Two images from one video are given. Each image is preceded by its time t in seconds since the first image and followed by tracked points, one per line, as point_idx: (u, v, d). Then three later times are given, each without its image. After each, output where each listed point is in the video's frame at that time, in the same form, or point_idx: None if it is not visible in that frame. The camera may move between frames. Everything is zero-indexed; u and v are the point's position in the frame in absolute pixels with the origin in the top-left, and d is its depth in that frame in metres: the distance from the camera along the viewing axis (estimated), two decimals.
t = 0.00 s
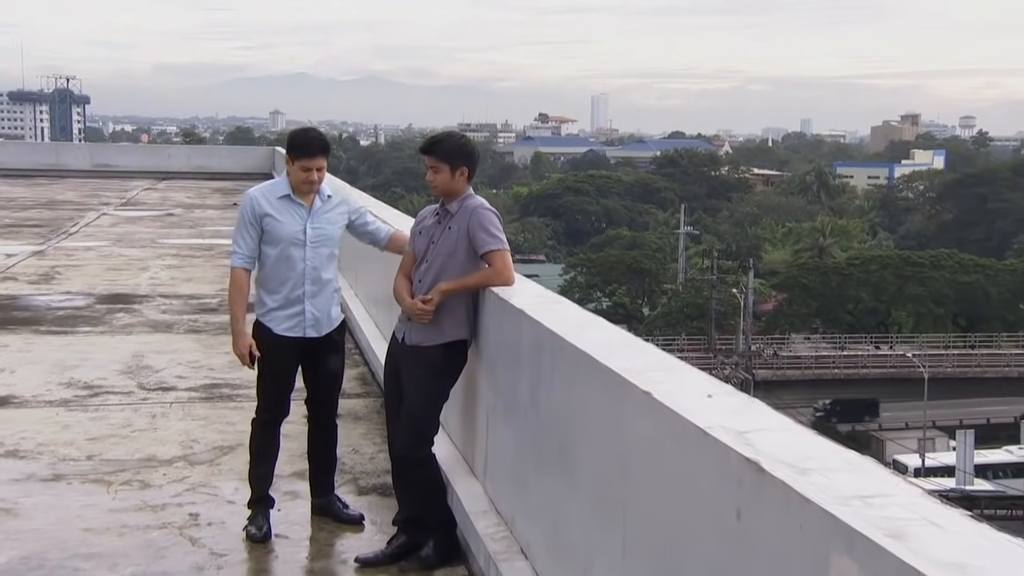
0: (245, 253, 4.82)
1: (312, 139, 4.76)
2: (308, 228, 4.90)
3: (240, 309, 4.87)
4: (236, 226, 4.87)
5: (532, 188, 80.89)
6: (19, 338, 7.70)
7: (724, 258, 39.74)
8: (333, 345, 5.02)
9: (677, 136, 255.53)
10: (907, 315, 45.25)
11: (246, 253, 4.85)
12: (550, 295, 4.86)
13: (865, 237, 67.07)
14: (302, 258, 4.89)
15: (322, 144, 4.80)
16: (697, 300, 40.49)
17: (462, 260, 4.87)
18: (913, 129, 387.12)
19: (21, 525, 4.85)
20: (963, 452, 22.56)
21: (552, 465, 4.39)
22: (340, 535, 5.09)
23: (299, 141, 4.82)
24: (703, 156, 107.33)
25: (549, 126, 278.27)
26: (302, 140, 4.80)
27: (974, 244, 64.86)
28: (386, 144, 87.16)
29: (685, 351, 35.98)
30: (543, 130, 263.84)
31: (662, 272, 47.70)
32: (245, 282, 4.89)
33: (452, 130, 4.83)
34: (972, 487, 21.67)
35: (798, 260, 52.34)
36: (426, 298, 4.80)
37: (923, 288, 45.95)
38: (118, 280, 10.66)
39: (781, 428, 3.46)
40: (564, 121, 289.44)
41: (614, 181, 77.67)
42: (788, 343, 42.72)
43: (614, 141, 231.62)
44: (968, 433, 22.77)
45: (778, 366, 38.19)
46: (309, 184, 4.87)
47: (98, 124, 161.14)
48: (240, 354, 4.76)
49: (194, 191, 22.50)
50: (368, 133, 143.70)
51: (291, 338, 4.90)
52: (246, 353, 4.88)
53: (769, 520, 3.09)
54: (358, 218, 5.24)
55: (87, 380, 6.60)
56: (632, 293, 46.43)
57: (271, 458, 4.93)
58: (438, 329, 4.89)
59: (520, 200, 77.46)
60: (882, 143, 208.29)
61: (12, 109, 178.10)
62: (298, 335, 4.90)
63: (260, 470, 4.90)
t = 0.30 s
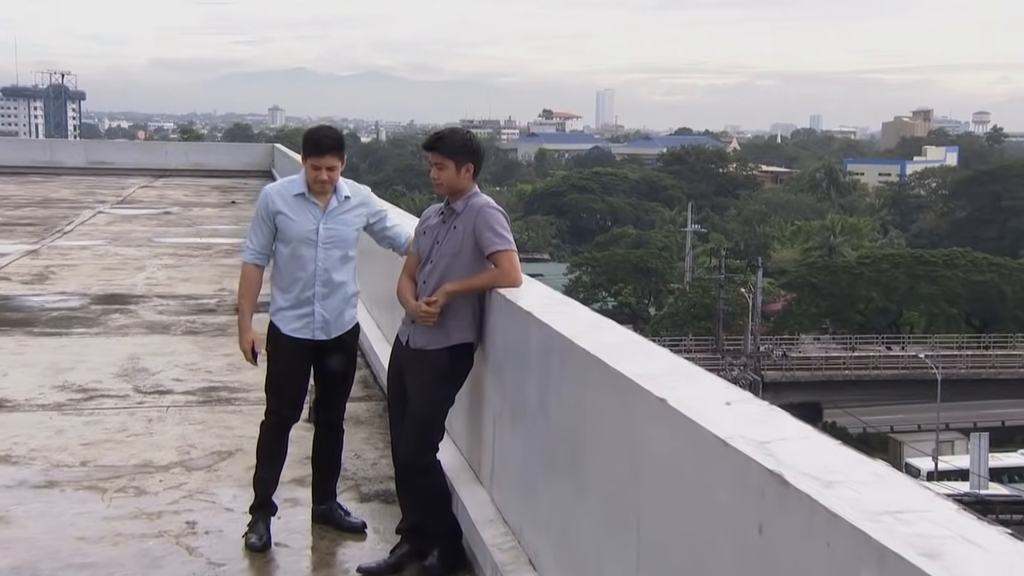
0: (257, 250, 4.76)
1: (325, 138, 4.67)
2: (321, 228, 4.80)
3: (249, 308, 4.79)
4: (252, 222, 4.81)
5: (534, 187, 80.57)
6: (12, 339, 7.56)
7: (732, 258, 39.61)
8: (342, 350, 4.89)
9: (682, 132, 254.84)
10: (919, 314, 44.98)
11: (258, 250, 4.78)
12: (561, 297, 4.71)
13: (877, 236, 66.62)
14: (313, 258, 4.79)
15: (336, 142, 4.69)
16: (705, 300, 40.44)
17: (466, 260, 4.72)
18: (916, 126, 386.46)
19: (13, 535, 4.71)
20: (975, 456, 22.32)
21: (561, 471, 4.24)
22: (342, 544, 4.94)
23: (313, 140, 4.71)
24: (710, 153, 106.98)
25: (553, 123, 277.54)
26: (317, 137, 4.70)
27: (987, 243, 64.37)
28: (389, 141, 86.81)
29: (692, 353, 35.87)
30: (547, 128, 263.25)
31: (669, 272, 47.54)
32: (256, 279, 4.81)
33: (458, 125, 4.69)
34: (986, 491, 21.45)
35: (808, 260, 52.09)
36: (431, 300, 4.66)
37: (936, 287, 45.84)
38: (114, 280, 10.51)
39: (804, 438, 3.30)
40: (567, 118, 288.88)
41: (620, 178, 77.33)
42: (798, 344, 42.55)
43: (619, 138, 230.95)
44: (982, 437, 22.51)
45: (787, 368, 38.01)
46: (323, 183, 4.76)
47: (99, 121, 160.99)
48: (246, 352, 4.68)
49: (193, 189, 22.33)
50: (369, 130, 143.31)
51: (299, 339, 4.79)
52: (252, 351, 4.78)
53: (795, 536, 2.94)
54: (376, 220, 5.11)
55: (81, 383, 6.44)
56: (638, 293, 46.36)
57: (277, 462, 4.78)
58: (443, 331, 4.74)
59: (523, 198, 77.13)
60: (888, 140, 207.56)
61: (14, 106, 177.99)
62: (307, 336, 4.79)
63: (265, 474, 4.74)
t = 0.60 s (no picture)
0: (266, 248, 4.64)
1: (333, 133, 4.54)
2: (329, 228, 4.66)
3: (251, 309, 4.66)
4: (261, 219, 4.69)
5: (538, 184, 80.16)
6: (3, 341, 7.39)
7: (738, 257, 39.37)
8: (348, 354, 4.75)
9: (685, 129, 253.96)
10: (931, 314, 44.73)
11: (264, 250, 4.65)
12: (570, 302, 4.55)
13: (887, 233, 66.03)
14: (320, 258, 4.66)
15: (345, 138, 4.56)
16: (711, 299, 40.18)
17: (469, 261, 4.57)
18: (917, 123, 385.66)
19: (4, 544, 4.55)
20: (988, 458, 21.99)
21: (570, 479, 4.10)
22: (342, 553, 4.78)
23: (322, 137, 4.58)
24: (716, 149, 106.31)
25: (556, 119, 276.81)
26: (325, 133, 4.57)
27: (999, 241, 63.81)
28: (389, 137, 86.41)
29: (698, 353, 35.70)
30: (550, 125, 262.47)
31: (674, 270, 47.27)
32: (261, 279, 4.68)
33: (462, 123, 4.55)
34: (1000, 495, 21.13)
35: (817, 258, 51.62)
36: (434, 301, 4.51)
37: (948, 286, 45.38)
38: (107, 279, 10.33)
39: (830, 448, 3.14)
40: (570, 115, 287.94)
41: (625, 175, 76.84)
42: (807, 344, 42.27)
43: (621, 134, 230.05)
44: (995, 440, 22.18)
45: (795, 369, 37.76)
46: (333, 182, 4.63)
47: (98, 118, 160.78)
48: (246, 353, 4.55)
49: (189, 187, 22.11)
50: (368, 126, 142.84)
51: (304, 341, 4.65)
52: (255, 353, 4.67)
53: (821, 553, 2.78)
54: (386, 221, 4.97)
55: (73, 386, 6.29)
56: (643, 292, 46.12)
57: (281, 467, 4.63)
58: (447, 334, 4.59)
59: (527, 196, 76.71)
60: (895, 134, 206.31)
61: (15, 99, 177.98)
62: (311, 337, 4.65)
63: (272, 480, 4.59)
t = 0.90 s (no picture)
0: (257, 253, 4.48)
1: (322, 125, 4.38)
2: (324, 227, 4.51)
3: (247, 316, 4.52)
4: (250, 222, 4.53)
5: (542, 183, 79.81)
6: None
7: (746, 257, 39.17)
8: (350, 357, 4.60)
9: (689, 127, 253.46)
10: (944, 315, 44.56)
11: (257, 254, 4.51)
12: (578, 303, 4.41)
13: (899, 232, 65.51)
14: (316, 258, 4.51)
15: (333, 129, 4.40)
16: (718, 300, 40.00)
17: (475, 262, 4.42)
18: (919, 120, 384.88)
19: None
20: (1004, 462, 21.67)
21: (581, 492, 3.93)
22: (344, 564, 4.63)
23: (310, 131, 4.42)
24: (723, 146, 105.86)
25: (559, 115, 276.35)
26: (313, 126, 4.42)
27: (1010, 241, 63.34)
28: (390, 134, 86.17)
29: (707, 356, 35.56)
30: (553, 123, 262.03)
31: (681, 270, 47.10)
32: (255, 284, 4.53)
33: (464, 119, 4.39)
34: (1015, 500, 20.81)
35: (827, 259, 51.30)
36: (439, 304, 4.37)
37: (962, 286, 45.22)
38: (101, 280, 10.16)
39: (856, 461, 2.95)
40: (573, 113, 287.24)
41: (630, 172, 76.44)
42: (817, 347, 42.06)
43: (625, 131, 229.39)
44: (1010, 443, 21.88)
45: (803, 372, 37.60)
46: (325, 178, 4.48)
47: (93, 115, 160.47)
48: (244, 361, 4.40)
49: (186, 185, 21.94)
50: (369, 123, 142.53)
51: (304, 348, 4.50)
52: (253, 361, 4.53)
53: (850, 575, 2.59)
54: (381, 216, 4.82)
55: (66, 390, 6.14)
56: (649, 292, 45.98)
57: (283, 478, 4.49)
58: (453, 338, 4.44)
59: (531, 194, 76.42)
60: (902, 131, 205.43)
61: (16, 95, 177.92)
62: (311, 343, 4.50)
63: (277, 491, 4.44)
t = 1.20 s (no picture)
0: (244, 259, 4.39)
1: (307, 122, 4.26)
2: (313, 227, 4.42)
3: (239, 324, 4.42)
4: (235, 226, 4.42)
5: (549, 180, 79.42)
6: None
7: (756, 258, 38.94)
8: (348, 362, 4.50)
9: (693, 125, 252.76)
10: (961, 317, 44.41)
11: (245, 259, 4.41)
12: (590, 304, 4.28)
13: (914, 232, 64.90)
14: (308, 261, 4.41)
15: (319, 126, 4.29)
16: (729, 301, 39.95)
17: (485, 263, 4.27)
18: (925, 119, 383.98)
19: None
20: None
21: (596, 502, 3.78)
22: None
23: (296, 130, 4.30)
24: (734, 143, 105.18)
25: (564, 113, 275.67)
26: (297, 125, 4.30)
27: None
28: (394, 132, 85.88)
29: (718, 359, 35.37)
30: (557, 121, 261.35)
31: (691, 270, 46.91)
32: (246, 291, 4.43)
33: (471, 116, 4.24)
34: None
35: (840, 258, 50.93)
36: (446, 308, 4.23)
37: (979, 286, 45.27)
38: (99, 281, 10.02)
39: (890, 474, 2.78)
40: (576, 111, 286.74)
41: (639, 170, 76.02)
42: (831, 348, 41.77)
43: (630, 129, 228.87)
44: None
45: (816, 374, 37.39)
46: (313, 177, 4.37)
47: (92, 111, 160.35)
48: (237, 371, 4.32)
49: (185, 183, 21.75)
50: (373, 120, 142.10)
51: (300, 354, 4.41)
52: (250, 369, 4.45)
53: None
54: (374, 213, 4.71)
55: (62, 394, 5.99)
56: (658, 292, 45.79)
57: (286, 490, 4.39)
58: (461, 342, 4.30)
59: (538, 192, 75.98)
60: (910, 127, 204.42)
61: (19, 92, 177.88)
62: (306, 348, 4.41)
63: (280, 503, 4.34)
